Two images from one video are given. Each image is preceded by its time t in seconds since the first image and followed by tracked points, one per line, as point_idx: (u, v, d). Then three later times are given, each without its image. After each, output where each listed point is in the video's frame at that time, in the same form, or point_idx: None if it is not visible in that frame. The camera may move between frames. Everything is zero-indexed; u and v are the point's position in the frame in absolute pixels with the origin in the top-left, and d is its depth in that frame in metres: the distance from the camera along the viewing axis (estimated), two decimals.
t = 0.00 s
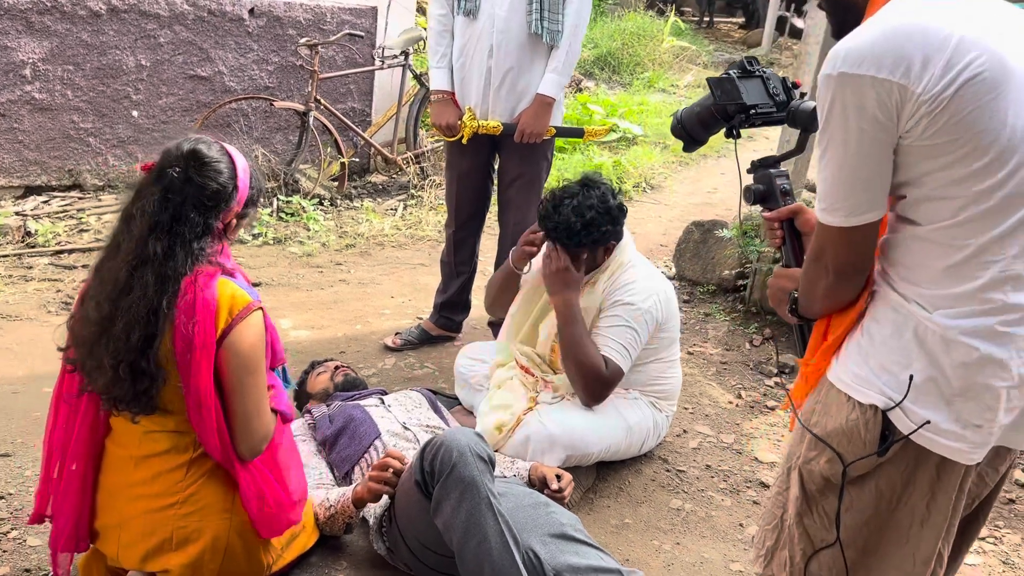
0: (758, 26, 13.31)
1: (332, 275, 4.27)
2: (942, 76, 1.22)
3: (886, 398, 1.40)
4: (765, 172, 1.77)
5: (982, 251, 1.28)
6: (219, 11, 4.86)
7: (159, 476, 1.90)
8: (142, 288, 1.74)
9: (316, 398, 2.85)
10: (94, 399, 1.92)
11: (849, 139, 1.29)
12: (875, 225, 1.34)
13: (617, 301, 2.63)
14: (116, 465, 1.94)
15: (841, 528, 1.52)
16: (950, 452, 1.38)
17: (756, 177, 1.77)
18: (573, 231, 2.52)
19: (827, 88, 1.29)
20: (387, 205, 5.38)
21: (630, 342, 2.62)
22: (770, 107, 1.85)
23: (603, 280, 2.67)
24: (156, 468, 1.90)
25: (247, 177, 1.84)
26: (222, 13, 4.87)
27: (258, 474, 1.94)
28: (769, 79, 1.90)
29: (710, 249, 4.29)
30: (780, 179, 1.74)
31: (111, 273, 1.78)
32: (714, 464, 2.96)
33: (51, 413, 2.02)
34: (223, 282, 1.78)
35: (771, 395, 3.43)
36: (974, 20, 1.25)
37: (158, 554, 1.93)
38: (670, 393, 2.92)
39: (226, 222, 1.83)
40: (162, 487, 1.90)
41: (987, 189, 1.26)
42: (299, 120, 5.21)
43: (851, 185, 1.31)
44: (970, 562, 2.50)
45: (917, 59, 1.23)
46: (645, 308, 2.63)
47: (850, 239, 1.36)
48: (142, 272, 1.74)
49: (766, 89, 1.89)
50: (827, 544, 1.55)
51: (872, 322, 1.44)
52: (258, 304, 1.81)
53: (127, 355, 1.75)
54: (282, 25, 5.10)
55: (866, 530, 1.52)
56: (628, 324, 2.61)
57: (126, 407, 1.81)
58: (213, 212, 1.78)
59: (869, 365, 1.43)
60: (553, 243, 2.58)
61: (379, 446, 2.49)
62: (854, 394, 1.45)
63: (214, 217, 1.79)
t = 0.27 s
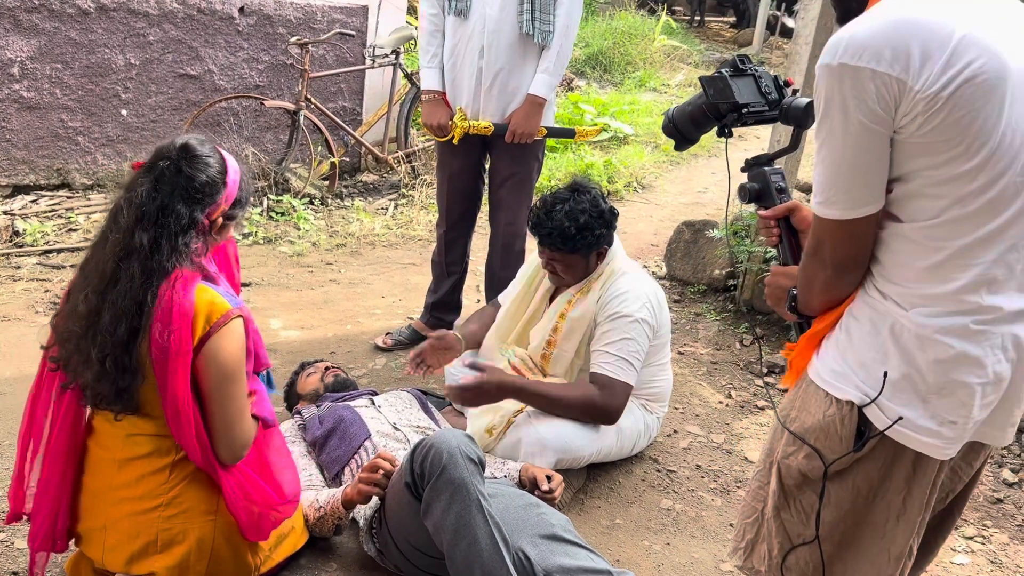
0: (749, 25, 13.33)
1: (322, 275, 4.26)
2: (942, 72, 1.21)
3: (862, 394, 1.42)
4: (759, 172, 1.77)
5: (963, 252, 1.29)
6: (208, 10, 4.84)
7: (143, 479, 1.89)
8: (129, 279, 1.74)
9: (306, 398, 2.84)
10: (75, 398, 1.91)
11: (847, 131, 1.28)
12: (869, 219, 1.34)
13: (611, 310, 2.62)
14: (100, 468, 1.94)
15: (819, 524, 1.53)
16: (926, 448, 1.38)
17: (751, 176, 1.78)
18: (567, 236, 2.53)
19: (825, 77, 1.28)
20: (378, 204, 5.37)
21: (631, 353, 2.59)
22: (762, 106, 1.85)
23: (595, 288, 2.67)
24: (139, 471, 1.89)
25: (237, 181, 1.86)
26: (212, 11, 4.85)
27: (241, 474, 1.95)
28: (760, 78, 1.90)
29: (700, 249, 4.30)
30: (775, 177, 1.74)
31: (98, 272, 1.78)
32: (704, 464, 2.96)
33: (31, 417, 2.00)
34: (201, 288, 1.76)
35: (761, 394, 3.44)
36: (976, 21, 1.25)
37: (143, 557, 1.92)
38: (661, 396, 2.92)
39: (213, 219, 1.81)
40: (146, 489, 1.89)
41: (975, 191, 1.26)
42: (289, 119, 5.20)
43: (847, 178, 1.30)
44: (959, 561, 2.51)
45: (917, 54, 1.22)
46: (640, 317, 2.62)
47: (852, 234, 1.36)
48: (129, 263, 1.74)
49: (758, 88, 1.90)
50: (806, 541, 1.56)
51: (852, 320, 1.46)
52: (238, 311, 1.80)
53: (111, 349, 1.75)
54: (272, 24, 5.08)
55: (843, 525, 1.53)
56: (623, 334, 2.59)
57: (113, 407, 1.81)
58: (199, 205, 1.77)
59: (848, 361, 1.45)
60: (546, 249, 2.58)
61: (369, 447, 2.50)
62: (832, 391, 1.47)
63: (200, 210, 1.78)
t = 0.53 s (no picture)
0: (741, 25, 13.36)
1: (312, 275, 4.25)
2: (931, 75, 1.21)
3: (846, 397, 1.42)
4: (749, 172, 1.78)
5: (947, 256, 1.29)
6: (197, 9, 4.81)
7: (122, 485, 1.88)
8: (115, 261, 1.74)
9: (294, 400, 2.83)
10: (54, 400, 1.90)
11: (834, 131, 1.28)
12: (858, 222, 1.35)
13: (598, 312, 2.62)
14: (80, 473, 1.93)
15: (805, 527, 1.53)
16: (910, 450, 1.39)
17: (741, 177, 1.78)
18: (540, 215, 2.56)
19: (813, 76, 1.28)
20: (368, 204, 5.36)
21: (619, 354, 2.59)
22: (751, 108, 1.84)
23: (581, 288, 2.67)
24: (118, 477, 1.88)
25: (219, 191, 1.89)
26: (201, 10, 4.83)
27: (219, 482, 1.92)
28: (750, 81, 1.89)
29: (690, 250, 4.30)
30: (764, 179, 1.75)
31: (78, 264, 1.77)
32: (693, 465, 2.96)
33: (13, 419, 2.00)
34: (169, 296, 1.73)
35: (750, 395, 3.44)
36: (968, 24, 1.25)
37: (125, 562, 1.92)
38: (650, 396, 2.92)
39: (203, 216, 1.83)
40: (125, 495, 1.88)
41: (960, 197, 1.26)
42: (279, 118, 5.18)
43: (834, 179, 1.30)
44: (946, 561, 2.52)
45: (906, 56, 1.22)
46: (628, 319, 2.61)
47: (840, 235, 1.36)
48: (116, 246, 1.74)
49: (748, 90, 1.89)
50: (792, 545, 1.56)
51: (835, 321, 1.46)
52: (206, 322, 1.76)
53: (87, 330, 1.74)
54: (261, 23, 5.06)
55: (828, 529, 1.53)
56: (610, 335, 2.59)
57: (85, 395, 1.80)
58: (192, 198, 1.79)
59: (832, 363, 1.45)
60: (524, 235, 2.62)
61: (356, 449, 2.48)
62: (816, 393, 1.47)
63: (192, 203, 1.79)
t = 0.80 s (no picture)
0: (733, 26, 13.38)
1: (300, 275, 4.23)
2: (913, 75, 1.21)
3: (826, 398, 1.42)
4: (733, 172, 1.78)
5: (927, 258, 1.29)
6: (185, 7, 4.79)
7: (99, 490, 1.87)
8: (98, 261, 1.72)
9: (280, 400, 2.83)
10: (28, 402, 1.89)
11: (817, 130, 1.27)
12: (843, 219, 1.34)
13: (587, 299, 2.61)
14: (56, 478, 1.91)
15: (786, 529, 1.53)
16: (890, 451, 1.38)
17: (726, 175, 1.79)
18: (520, 193, 2.62)
19: (796, 73, 1.27)
20: (357, 203, 5.34)
21: (608, 340, 2.59)
22: (735, 107, 1.84)
23: (572, 275, 2.66)
24: (95, 482, 1.87)
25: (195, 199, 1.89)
26: (189, 9, 4.81)
27: (196, 484, 1.92)
28: (734, 79, 1.88)
29: (680, 250, 4.30)
30: (749, 179, 1.74)
31: (54, 262, 1.75)
32: (680, 465, 2.96)
33: None
34: (143, 301, 1.72)
35: (737, 395, 3.44)
36: (953, 24, 1.24)
37: (103, 567, 1.90)
38: (637, 395, 2.91)
39: (182, 219, 1.84)
40: (103, 499, 1.87)
41: (941, 199, 1.26)
42: (268, 117, 5.16)
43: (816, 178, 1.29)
44: (931, 562, 2.52)
45: (889, 56, 1.21)
46: (618, 306, 2.61)
47: (820, 234, 1.35)
48: (100, 246, 1.72)
49: (732, 88, 1.88)
50: (773, 546, 1.55)
51: (816, 321, 1.46)
52: (181, 326, 1.75)
53: (63, 330, 1.72)
54: (250, 22, 5.04)
55: (809, 530, 1.53)
56: (599, 321, 2.59)
57: (60, 394, 1.78)
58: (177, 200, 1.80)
59: (813, 364, 1.44)
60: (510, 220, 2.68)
61: (341, 451, 2.47)
62: (796, 394, 1.46)
63: (174, 203, 1.80)
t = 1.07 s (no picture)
0: (726, 25, 13.39)
1: (289, 275, 4.22)
2: (900, 74, 1.19)
3: (808, 399, 1.41)
4: (723, 168, 1.75)
5: (911, 259, 1.28)
6: (174, 6, 4.77)
7: (86, 489, 1.85)
8: (87, 261, 1.70)
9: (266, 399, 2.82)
10: (19, 402, 1.87)
11: (803, 128, 1.25)
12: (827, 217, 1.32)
13: (576, 292, 2.60)
14: (43, 476, 1.89)
15: (768, 530, 1.52)
16: (872, 453, 1.38)
17: (715, 172, 1.75)
18: (510, 190, 2.60)
19: (784, 70, 1.26)
20: (348, 203, 5.32)
21: (596, 331, 2.57)
22: (726, 102, 1.81)
23: (560, 270, 2.66)
24: (82, 480, 1.85)
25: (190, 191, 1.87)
26: (178, 8, 4.79)
27: (183, 488, 1.90)
28: (725, 73, 1.85)
29: (670, 249, 4.29)
30: (738, 176, 1.72)
31: (47, 264, 1.74)
32: (669, 465, 2.95)
33: None
34: (142, 297, 1.70)
35: (727, 395, 3.43)
36: (943, 23, 1.23)
37: (87, 567, 1.89)
38: (626, 394, 2.90)
39: (176, 212, 1.81)
40: (90, 499, 1.85)
41: (928, 199, 1.24)
42: (258, 117, 5.14)
43: (802, 176, 1.28)
44: (920, 561, 2.51)
45: (877, 53, 1.20)
46: (607, 299, 2.60)
47: (802, 233, 1.34)
48: (88, 247, 1.70)
49: (722, 83, 1.85)
50: (755, 547, 1.55)
51: (799, 321, 1.45)
52: (178, 323, 1.74)
53: (56, 330, 1.70)
54: (240, 21, 5.02)
55: (792, 532, 1.52)
56: (588, 313, 2.58)
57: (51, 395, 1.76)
58: (168, 194, 1.78)
59: (796, 364, 1.44)
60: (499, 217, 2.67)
61: (327, 453, 2.46)
62: (779, 395, 1.45)
63: (165, 198, 1.77)
